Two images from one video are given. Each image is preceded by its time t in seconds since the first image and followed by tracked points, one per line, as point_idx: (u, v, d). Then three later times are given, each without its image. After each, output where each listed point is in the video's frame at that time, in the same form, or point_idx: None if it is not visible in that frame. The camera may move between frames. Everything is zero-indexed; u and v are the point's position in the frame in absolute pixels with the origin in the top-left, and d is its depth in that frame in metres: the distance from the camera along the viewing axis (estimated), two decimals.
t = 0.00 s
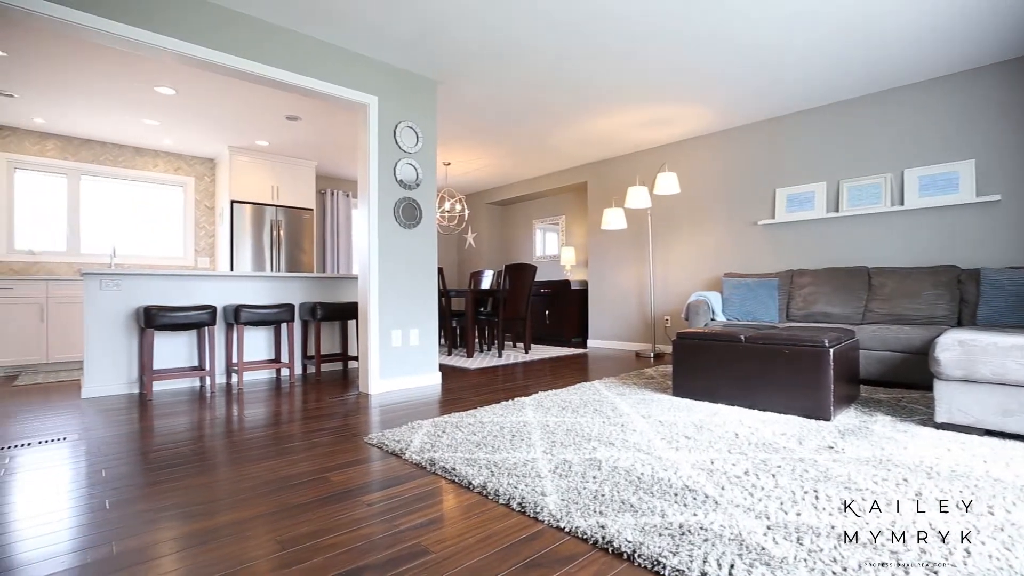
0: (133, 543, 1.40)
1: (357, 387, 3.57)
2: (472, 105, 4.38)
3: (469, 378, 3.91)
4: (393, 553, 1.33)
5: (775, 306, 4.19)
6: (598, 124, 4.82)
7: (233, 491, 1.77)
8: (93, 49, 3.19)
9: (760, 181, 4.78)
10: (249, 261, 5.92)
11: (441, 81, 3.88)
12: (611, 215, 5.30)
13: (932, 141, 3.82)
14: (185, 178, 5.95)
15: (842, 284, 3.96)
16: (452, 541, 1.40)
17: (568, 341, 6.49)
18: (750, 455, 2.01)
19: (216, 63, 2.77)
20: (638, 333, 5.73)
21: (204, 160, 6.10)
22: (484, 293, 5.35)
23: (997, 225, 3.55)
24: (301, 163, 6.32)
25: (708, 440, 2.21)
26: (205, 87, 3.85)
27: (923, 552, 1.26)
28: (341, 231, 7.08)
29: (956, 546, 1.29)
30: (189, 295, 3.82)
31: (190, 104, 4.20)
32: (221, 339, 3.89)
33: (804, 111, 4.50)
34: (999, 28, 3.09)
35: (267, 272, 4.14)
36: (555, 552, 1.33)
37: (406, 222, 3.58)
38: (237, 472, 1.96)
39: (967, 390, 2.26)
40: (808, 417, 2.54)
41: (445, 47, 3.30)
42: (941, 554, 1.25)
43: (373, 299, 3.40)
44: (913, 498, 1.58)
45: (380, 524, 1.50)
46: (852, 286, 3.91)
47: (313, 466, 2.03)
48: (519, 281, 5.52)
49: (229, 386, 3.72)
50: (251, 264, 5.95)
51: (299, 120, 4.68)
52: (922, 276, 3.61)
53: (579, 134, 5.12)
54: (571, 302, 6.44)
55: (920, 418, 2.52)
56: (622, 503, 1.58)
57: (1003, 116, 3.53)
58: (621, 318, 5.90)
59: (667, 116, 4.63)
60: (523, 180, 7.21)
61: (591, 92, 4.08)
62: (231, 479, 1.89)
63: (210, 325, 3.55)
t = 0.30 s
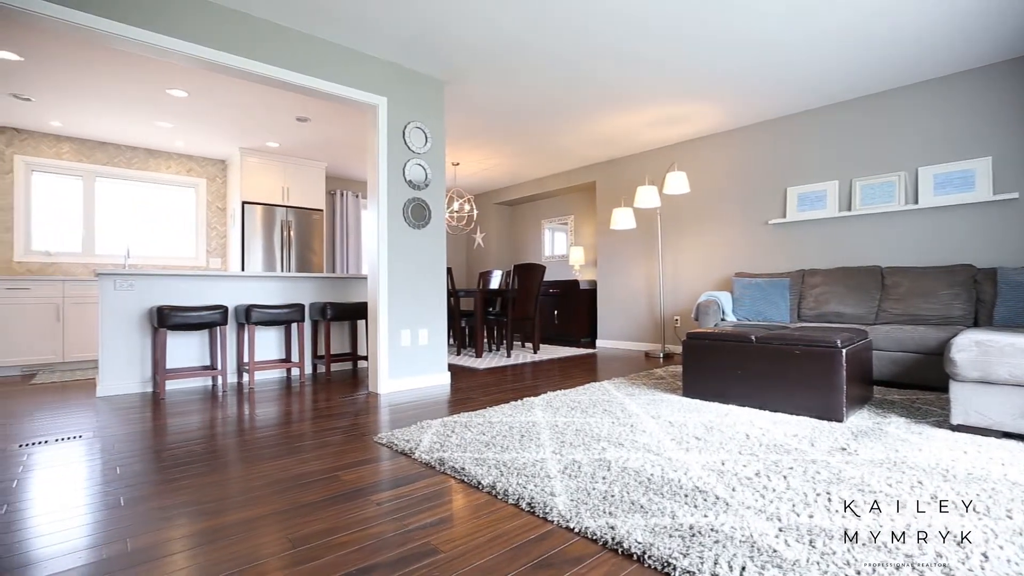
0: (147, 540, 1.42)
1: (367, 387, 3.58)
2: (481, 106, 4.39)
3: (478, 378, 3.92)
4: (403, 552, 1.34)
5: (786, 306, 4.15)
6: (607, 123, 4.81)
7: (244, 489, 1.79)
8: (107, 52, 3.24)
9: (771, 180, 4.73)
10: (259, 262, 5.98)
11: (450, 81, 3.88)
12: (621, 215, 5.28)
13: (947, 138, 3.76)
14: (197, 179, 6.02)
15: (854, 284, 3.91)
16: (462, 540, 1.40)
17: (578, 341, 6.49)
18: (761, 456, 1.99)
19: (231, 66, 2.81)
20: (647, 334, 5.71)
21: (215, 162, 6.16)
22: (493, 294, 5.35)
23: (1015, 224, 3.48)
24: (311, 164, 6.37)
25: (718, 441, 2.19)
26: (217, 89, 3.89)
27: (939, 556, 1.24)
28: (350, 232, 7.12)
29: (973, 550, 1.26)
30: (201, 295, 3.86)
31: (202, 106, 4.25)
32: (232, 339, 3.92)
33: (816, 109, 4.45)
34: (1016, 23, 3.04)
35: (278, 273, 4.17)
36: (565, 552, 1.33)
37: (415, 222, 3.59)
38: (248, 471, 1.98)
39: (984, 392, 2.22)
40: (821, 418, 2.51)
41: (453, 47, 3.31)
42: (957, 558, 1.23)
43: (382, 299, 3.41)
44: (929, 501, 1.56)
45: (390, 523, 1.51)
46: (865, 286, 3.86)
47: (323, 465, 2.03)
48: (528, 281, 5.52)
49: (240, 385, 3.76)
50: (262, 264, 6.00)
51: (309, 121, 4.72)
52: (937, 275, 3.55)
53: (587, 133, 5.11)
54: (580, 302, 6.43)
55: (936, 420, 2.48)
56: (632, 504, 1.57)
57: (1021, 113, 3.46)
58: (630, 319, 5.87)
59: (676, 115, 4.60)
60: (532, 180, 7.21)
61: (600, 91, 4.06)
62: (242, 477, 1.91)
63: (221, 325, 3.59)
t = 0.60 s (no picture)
0: (162, 537, 1.44)
1: (377, 387, 3.60)
2: (490, 105, 4.39)
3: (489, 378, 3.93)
4: (414, 551, 1.34)
5: (800, 306, 4.10)
6: (617, 123, 4.79)
7: (257, 487, 1.80)
8: (123, 56, 3.29)
9: (783, 179, 4.68)
10: (272, 262, 6.04)
11: (460, 82, 3.89)
12: (631, 214, 5.26)
13: (965, 135, 3.69)
14: (210, 181, 6.09)
15: (869, 284, 3.85)
16: (473, 540, 1.40)
17: (588, 341, 6.47)
18: (775, 458, 1.97)
19: (247, 70, 2.86)
20: (658, 334, 5.67)
21: (228, 163, 6.23)
22: (503, 294, 5.36)
23: None
24: (322, 165, 6.42)
25: (730, 443, 2.17)
26: (229, 92, 3.93)
27: (956, 560, 1.22)
28: (361, 232, 7.16)
29: (994, 555, 1.24)
30: (214, 295, 3.91)
31: (215, 108, 4.30)
32: (245, 338, 3.97)
33: (830, 106, 4.39)
34: None
35: (290, 273, 4.21)
36: (576, 553, 1.32)
37: (425, 222, 3.60)
38: (261, 469, 2.00)
39: (1003, 394, 2.18)
40: (834, 420, 2.48)
41: (462, 47, 3.31)
42: (977, 563, 1.20)
43: (393, 299, 3.43)
44: (947, 506, 1.53)
45: (401, 522, 1.51)
46: (881, 285, 3.80)
47: (335, 464, 2.05)
48: (538, 281, 5.52)
49: (253, 384, 3.80)
50: (274, 265, 6.05)
51: (320, 123, 4.76)
52: (954, 275, 3.49)
53: (597, 133, 5.09)
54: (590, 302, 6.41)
55: (954, 422, 2.43)
56: (643, 505, 1.56)
57: None
58: (641, 319, 5.85)
59: (687, 114, 4.57)
60: (542, 180, 7.20)
61: (609, 90, 4.04)
62: (256, 475, 1.93)
63: (235, 324, 3.63)
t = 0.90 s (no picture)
0: (176, 534, 1.46)
1: (387, 386, 3.62)
2: (500, 106, 4.39)
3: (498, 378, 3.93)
4: (424, 551, 1.34)
5: (812, 307, 4.06)
6: (627, 122, 4.77)
7: (269, 486, 1.82)
8: (137, 60, 3.34)
9: (795, 177, 4.63)
10: (283, 263, 6.09)
11: (469, 82, 3.90)
12: (641, 214, 5.24)
13: (982, 132, 3.62)
14: (222, 183, 6.16)
15: (884, 284, 3.80)
16: (483, 540, 1.40)
17: (597, 341, 6.45)
18: (787, 460, 1.95)
19: (258, 72, 2.88)
20: (668, 334, 5.64)
21: (240, 165, 6.30)
22: (512, 294, 5.36)
23: None
24: (333, 166, 6.47)
25: (742, 444, 2.15)
26: (241, 94, 3.97)
27: (974, 565, 1.20)
28: (371, 233, 7.20)
29: (1014, 561, 1.21)
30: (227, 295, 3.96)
31: (228, 111, 4.35)
32: (257, 338, 4.01)
33: (843, 104, 4.34)
34: None
35: (301, 273, 4.25)
36: (586, 554, 1.32)
37: (435, 222, 3.61)
38: (273, 467, 2.02)
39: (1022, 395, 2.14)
40: (848, 422, 2.45)
41: (472, 47, 3.32)
42: (995, 568, 1.18)
43: (403, 299, 3.44)
44: (964, 509, 1.50)
45: (411, 521, 1.52)
46: (895, 285, 3.75)
47: (346, 463, 2.06)
48: (548, 281, 5.51)
49: (265, 384, 3.83)
50: (285, 265, 6.10)
51: (331, 124, 4.80)
52: (971, 274, 3.43)
53: (606, 132, 5.08)
54: (599, 302, 6.39)
55: (972, 424, 2.39)
56: (654, 506, 1.55)
57: None
58: (651, 319, 5.82)
59: (697, 112, 4.54)
60: (551, 180, 7.20)
61: (621, 89, 4.03)
62: (267, 474, 1.95)
63: (246, 324, 3.67)
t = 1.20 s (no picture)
0: (191, 531, 1.48)
1: (398, 386, 3.63)
2: (510, 106, 4.39)
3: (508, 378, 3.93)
4: (435, 550, 1.35)
5: (826, 307, 4.01)
6: (637, 121, 4.75)
7: (281, 484, 1.84)
8: (152, 63, 3.39)
9: (808, 176, 4.58)
10: (295, 264, 6.14)
11: (479, 83, 3.90)
12: (651, 213, 5.21)
13: (1002, 129, 3.54)
14: (235, 184, 6.23)
15: (899, 283, 3.74)
16: (494, 539, 1.41)
17: (608, 342, 6.43)
18: (801, 462, 1.93)
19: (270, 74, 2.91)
20: (679, 334, 5.61)
21: (252, 166, 6.37)
22: (522, 294, 5.36)
23: None
24: (344, 167, 6.51)
25: (755, 445, 2.13)
26: (253, 96, 4.01)
27: (995, 570, 1.17)
28: (382, 233, 7.24)
29: None
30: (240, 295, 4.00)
31: (241, 113, 4.40)
32: (269, 338, 4.05)
33: (857, 101, 4.28)
34: None
35: (312, 274, 4.28)
36: (597, 555, 1.31)
37: (445, 222, 3.62)
38: (286, 466, 2.04)
39: None
40: (863, 423, 2.42)
41: (482, 48, 3.32)
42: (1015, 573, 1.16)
43: (413, 299, 3.46)
44: (983, 513, 1.47)
45: (421, 521, 1.52)
46: (911, 285, 3.69)
47: (357, 462, 2.08)
48: (558, 281, 5.50)
49: (277, 383, 3.87)
50: (297, 266, 6.15)
51: (342, 125, 4.83)
52: (990, 274, 3.37)
53: (616, 131, 5.06)
54: (609, 302, 6.36)
55: (991, 427, 2.34)
56: (665, 507, 1.55)
57: None
58: (662, 319, 5.78)
59: (708, 111, 4.51)
60: (561, 180, 7.19)
61: (631, 88, 4.01)
62: (280, 473, 1.97)
63: (259, 324, 3.70)
